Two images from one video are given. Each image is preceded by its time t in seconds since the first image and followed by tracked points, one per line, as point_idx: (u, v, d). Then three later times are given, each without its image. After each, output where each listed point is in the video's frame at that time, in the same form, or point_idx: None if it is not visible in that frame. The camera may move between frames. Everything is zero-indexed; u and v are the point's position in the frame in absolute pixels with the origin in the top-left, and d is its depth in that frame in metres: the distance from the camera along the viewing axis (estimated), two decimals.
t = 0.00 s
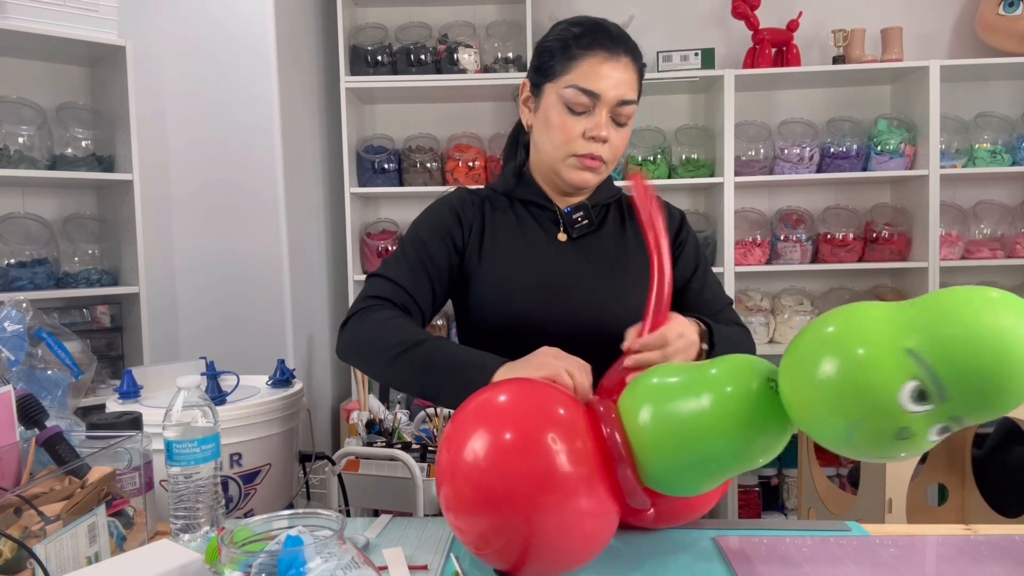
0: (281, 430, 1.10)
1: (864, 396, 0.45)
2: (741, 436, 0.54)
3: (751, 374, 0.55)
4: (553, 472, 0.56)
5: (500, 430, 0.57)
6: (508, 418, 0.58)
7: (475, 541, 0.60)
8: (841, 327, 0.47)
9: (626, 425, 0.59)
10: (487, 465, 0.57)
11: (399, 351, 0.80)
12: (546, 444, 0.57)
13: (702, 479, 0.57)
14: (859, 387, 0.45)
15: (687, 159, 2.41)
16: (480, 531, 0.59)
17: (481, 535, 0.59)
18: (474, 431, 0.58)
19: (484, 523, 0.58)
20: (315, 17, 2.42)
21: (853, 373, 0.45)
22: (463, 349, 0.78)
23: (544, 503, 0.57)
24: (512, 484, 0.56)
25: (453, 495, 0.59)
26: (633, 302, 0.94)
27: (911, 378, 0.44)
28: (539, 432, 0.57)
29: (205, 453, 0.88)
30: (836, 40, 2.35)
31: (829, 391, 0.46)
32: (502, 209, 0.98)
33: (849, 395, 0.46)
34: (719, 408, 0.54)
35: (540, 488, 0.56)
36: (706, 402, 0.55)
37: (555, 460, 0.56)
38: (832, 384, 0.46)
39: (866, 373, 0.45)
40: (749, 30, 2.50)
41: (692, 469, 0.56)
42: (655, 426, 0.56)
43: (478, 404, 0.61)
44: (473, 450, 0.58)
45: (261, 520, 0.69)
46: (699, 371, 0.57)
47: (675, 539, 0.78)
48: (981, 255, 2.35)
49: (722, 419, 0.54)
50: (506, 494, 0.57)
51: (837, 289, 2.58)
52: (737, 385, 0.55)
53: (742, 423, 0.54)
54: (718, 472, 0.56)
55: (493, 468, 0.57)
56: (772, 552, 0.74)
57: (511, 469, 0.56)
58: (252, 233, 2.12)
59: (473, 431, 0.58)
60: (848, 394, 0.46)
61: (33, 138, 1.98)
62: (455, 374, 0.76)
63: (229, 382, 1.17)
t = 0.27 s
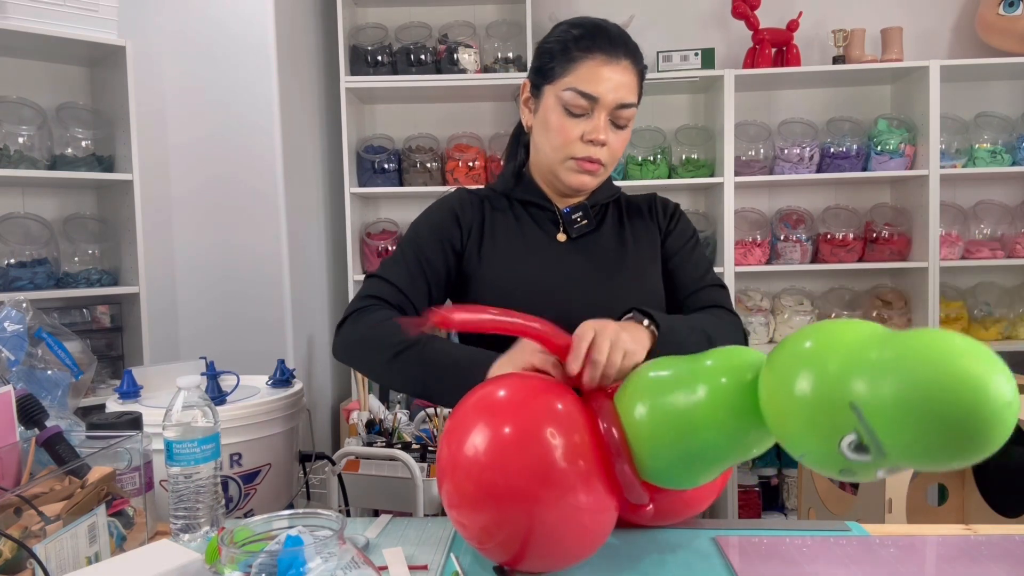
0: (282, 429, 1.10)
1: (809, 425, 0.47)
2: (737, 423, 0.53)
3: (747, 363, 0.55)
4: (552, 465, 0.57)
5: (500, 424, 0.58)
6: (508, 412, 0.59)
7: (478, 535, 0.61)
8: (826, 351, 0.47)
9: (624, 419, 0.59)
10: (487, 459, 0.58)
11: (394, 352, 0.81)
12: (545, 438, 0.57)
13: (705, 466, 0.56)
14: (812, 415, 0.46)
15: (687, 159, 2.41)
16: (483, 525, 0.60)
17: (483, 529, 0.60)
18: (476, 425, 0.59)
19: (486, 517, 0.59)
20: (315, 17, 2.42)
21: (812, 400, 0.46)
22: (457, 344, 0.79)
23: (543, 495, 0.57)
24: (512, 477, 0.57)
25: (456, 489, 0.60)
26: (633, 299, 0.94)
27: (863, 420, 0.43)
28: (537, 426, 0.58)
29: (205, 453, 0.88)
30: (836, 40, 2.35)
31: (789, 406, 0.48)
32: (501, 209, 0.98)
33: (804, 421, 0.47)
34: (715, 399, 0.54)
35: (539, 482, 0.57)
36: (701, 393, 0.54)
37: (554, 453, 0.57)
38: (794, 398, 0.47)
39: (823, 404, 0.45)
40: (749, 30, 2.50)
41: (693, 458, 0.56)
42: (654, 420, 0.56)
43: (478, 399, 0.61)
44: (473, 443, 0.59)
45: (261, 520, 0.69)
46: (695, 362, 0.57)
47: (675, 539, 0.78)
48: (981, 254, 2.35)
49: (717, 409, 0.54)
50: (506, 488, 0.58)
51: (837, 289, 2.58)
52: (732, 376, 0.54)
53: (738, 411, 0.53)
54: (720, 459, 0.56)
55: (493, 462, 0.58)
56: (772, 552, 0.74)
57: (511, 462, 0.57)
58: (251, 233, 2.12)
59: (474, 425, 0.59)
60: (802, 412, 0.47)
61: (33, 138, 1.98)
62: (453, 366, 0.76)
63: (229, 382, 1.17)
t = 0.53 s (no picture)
0: (282, 430, 1.10)
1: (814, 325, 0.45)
2: (719, 387, 0.53)
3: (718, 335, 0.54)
4: (541, 464, 0.57)
5: (488, 423, 0.59)
6: (495, 411, 0.59)
7: (474, 535, 0.62)
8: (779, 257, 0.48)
9: (607, 407, 0.59)
10: (477, 458, 0.58)
11: (382, 341, 0.82)
12: (534, 437, 0.58)
13: (685, 442, 0.56)
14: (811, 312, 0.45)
15: (687, 159, 2.41)
16: (475, 524, 0.61)
17: (475, 528, 0.61)
18: (464, 425, 0.60)
19: (479, 516, 0.60)
20: (315, 17, 2.42)
21: (802, 301, 0.45)
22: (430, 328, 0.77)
23: (534, 494, 0.58)
24: (501, 477, 0.58)
25: (448, 489, 0.61)
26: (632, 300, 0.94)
27: (883, 254, 0.45)
28: (524, 424, 0.58)
29: (205, 453, 0.88)
30: (835, 40, 2.35)
31: (784, 323, 0.47)
32: (499, 209, 0.98)
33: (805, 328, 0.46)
34: (691, 369, 0.53)
35: (529, 480, 0.57)
36: (676, 366, 0.54)
37: (543, 452, 0.57)
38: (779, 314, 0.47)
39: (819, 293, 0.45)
40: (749, 30, 2.50)
41: (674, 431, 0.55)
42: (636, 400, 0.56)
43: (468, 398, 0.62)
44: (462, 442, 0.59)
45: (261, 521, 0.69)
46: (671, 337, 0.56)
47: (675, 539, 0.78)
48: (981, 254, 2.35)
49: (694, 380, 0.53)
50: (496, 487, 0.58)
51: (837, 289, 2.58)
52: (705, 348, 0.53)
53: (716, 373, 0.53)
54: (702, 433, 0.55)
55: (483, 461, 0.58)
56: (772, 552, 0.74)
57: (500, 460, 0.58)
58: (251, 233, 2.12)
59: (463, 424, 0.60)
60: (796, 320, 0.46)
61: (33, 138, 1.98)
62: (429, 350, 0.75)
63: (229, 382, 1.17)
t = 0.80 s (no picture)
0: (281, 429, 1.10)
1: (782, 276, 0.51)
2: (714, 384, 0.55)
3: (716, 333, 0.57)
4: (540, 468, 0.60)
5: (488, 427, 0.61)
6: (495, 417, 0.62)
7: (474, 535, 0.64)
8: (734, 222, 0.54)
9: (604, 408, 0.62)
10: (476, 460, 0.61)
11: (371, 347, 0.74)
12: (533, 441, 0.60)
13: (680, 441, 0.59)
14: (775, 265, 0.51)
15: (687, 159, 2.41)
16: (475, 523, 0.63)
17: (475, 527, 0.63)
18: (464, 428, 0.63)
19: (479, 517, 0.62)
20: (315, 17, 2.42)
21: (764, 254, 0.51)
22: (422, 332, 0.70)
23: (533, 496, 0.60)
24: (500, 479, 0.60)
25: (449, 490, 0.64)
26: (637, 299, 0.94)
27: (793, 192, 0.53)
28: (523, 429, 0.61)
29: (205, 453, 0.88)
30: (835, 40, 2.36)
31: (754, 278, 0.51)
32: (502, 207, 0.97)
33: (776, 277, 0.51)
34: (688, 366, 0.56)
35: (528, 483, 0.60)
36: (673, 364, 0.57)
37: (541, 456, 0.60)
38: (743, 270, 0.52)
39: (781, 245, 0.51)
40: (750, 30, 2.50)
41: (669, 427, 0.58)
42: (635, 396, 0.59)
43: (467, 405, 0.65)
44: (462, 444, 0.62)
45: (261, 521, 0.69)
46: (669, 334, 0.60)
47: (675, 539, 0.78)
48: (981, 255, 2.35)
49: (691, 376, 0.56)
50: (496, 488, 0.60)
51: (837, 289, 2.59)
52: (703, 347, 0.56)
53: (713, 370, 0.56)
54: (697, 430, 0.58)
55: (482, 464, 0.61)
56: (771, 552, 0.74)
57: (500, 462, 0.60)
58: (251, 233, 2.12)
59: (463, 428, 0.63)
60: (767, 269, 0.51)
61: (33, 138, 1.98)
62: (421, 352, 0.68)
63: (229, 382, 1.17)
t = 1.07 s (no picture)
0: (282, 430, 1.10)
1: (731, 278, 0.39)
2: (664, 343, 0.49)
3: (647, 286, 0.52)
4: (526, 469, 0.58)
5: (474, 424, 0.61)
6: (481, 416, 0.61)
7: (466, 534, 0.64)
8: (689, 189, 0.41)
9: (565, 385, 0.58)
10: (461, 459, 0.60)
11: (364, 363, 0.80)
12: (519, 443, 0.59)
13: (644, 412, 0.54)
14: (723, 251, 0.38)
15: (687, 159, 2.41)
16: (464, 521, 0.62)
17: (464, 525, 0.62)
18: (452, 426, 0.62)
19: (468, 516, 0.61)
20: (315, 16, 2.42)
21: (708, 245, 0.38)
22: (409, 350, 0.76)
23: (520, 496, 0.59)
24: (485, 478, 0.59)
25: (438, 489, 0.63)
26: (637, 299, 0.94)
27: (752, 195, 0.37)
28: (509, 429, 0.60)
29: (205, 453, 0.88)
30: (835, 40, 2.36)
31: (700, 266, 0.39)
32: (500, 209, 0.98)
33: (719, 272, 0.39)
34: (636, 324, 0.50)
35: (515, 483, 0.58)
36: (618, 326, 0.50)
37: (527, 457, 0.59)
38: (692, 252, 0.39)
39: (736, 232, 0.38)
40: (749, 30, 2.50)
41: (625, 395, 0.52)
42: (590, 366, 0.53)
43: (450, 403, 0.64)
44: (450, 443, 0.61)
45: (261, 521, 0.69)
46: (617, 292, 0.53)
47: (675, 539, 0.78)
48: (981, 254, 2.35)
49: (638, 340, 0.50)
50: (480, 487, 0.59)
51: (837, 289, 2.59)
52: (649, 303, 0.50)
53: (664, 325, 0.49)
54: (655, 393, 0.52)
55: (467, 463, 0.60)
56: (772, 552, 0.74)
57: (484, 461, 0.59)
58: (251, 233, 2.12)
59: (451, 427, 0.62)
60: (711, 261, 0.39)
61: (33, 138, 1.98)
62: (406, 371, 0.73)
63: (229, 382, 1.17)
